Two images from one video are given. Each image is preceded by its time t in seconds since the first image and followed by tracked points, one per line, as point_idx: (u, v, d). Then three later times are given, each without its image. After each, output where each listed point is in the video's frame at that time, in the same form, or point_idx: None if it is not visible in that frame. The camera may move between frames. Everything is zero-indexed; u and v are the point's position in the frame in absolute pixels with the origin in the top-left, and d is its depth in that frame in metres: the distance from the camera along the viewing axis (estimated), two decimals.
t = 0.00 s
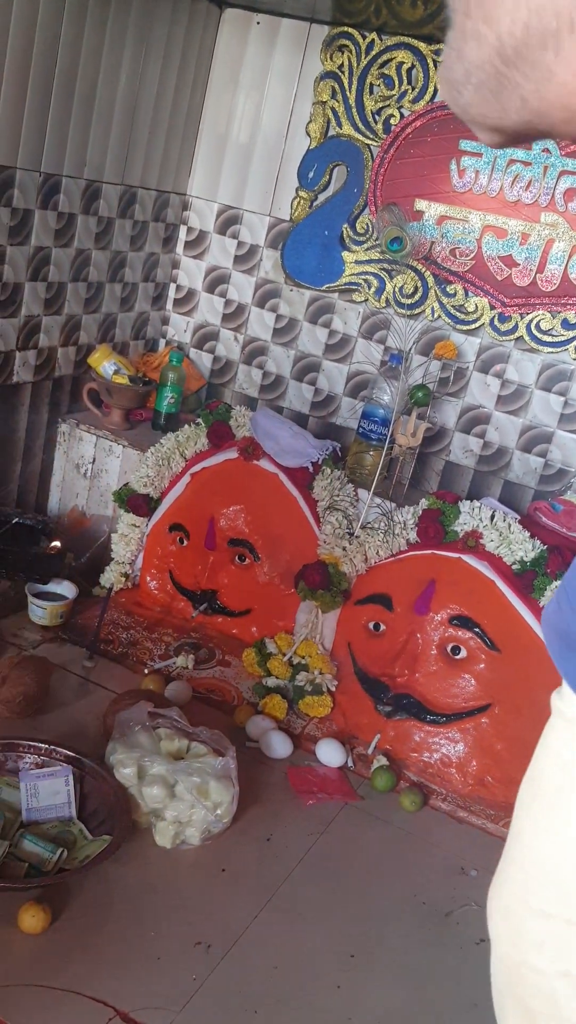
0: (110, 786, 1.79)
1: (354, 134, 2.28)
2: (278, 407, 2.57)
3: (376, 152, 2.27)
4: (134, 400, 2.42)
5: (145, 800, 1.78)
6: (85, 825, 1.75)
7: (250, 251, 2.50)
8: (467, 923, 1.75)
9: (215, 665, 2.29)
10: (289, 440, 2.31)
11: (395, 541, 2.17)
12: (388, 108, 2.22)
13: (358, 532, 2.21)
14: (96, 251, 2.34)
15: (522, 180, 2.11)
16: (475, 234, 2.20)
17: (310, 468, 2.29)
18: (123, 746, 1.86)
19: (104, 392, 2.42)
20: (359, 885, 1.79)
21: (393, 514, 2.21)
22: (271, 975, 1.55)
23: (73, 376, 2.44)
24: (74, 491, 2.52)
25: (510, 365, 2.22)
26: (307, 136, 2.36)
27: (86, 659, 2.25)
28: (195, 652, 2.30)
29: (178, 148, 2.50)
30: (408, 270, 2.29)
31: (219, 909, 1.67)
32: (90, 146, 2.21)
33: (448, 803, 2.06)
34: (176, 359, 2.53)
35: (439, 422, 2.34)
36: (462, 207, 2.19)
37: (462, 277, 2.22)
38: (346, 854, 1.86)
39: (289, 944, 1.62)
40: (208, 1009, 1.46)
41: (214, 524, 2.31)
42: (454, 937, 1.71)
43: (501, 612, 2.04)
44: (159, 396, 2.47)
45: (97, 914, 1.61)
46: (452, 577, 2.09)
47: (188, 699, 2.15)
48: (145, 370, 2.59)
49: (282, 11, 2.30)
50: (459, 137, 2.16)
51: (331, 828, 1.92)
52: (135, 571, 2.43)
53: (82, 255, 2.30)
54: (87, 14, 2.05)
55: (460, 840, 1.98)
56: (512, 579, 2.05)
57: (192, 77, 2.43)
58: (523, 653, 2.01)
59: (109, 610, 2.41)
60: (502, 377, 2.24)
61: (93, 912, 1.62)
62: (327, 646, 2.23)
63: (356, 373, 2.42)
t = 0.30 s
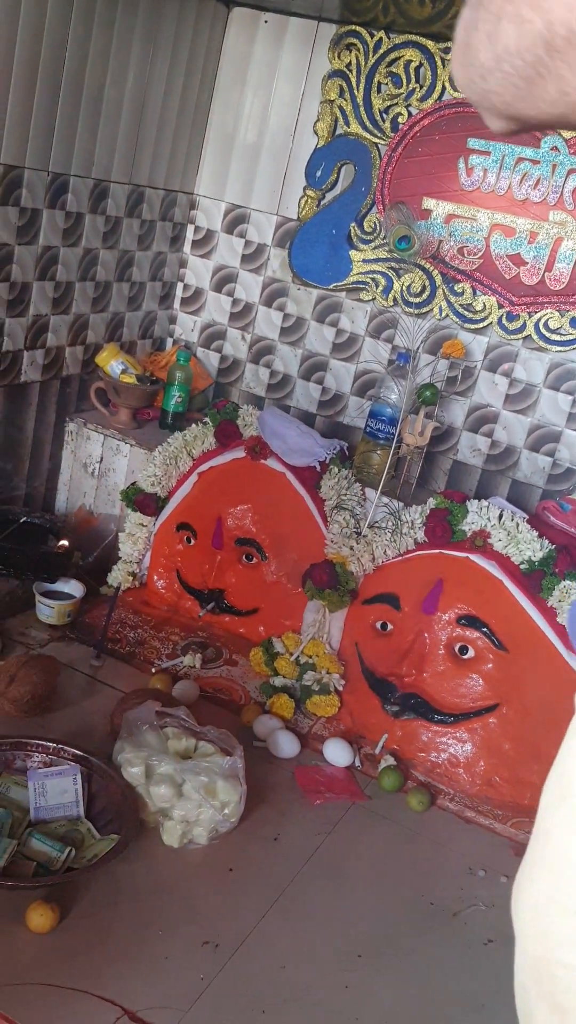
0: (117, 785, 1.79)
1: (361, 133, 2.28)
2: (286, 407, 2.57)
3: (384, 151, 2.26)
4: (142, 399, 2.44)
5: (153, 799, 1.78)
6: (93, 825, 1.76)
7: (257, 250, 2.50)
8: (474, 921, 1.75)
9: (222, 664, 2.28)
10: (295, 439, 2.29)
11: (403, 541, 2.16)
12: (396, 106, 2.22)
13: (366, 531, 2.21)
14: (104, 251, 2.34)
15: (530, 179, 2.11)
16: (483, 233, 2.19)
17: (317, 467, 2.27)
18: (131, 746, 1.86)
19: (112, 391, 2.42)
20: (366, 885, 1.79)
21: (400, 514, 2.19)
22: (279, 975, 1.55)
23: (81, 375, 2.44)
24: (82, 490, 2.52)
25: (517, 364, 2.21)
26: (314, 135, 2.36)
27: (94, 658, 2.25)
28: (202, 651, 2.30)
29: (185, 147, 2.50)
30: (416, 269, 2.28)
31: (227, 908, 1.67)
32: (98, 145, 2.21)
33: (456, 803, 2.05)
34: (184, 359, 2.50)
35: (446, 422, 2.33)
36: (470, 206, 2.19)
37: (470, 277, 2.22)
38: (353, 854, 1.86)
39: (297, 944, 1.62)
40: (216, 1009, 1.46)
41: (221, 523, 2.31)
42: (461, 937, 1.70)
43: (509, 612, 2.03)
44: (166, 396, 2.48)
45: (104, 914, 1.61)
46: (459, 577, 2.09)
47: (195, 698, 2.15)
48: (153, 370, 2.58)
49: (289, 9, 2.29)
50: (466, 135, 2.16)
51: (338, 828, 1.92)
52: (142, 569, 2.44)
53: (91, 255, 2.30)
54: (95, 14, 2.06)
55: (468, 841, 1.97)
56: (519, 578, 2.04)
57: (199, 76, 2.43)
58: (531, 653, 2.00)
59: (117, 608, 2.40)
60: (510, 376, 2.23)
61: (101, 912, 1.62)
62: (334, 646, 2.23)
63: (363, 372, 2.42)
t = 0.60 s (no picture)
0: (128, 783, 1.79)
1: (371, 133, 2.28)
2: (295, 406, 2.57)
3: (394, 151, 2.26)
4: (152, 399, 2.44)
5: (164, 798, 1.78)
6: (104, 824, 1.75)
7: (267, 250, 2.50)
8: (484, 921, 1.75)
9: (232, 663, 2.28)
10: (305, 438, 2.31)
11: (412, 541, 2.16)
12: (406, 107, 2.22)
13: (375, 531, 2.21)
14: (114, 250, 2.34)
15: (541, 179, 2.11)
16: (493, 233, 2.19)
17: (327, 466, 2.28)
18: (142, 745, 1.86)
19: (122, 391, 2.43)
20: (376, 884, 1.79)
21: (410, 514, 2.19)
22: (289, 975, 1.55)
23: (91, 375, 2.45)
24: (92, 489, 2.53)
25: (527, 364, 2.21)
26: (324, 135, 2.36)
27: (104, 658, 2.24)
28: (212, 650, 2.31)
29: (196, 147, 2.50)
30: (426, 269, 2.28)
31: (237, 907, 1.67)
32: (109, 146, 2.21)
33: (466, 803, 2.04)
34: (194, 359, 2.51)
35: (456, 421, 2.33)
36: (480, 206, 2.19)
37: (479, 276, 2.22)
38: (363, 853, 1.86)
39: (308, 944, 1.62)
40: (226, 1009, 1.46)
41: (231, 523, 2.31)
42: (471, 938, 1.70)
43: (519, 612, 2.03)
44: (176, 396, 2.47)
45: (115, 912, 1.61)
46: (470, 577, 2.09)
47: (205, 697, 2.15)
48: (162, 370, 2.59)
49: (299, 10, 2.30)
50: (477, 135, 2.16)
51: (348, 827, 1.92)
52: (152, 566, 2.45)
53: (101, 255, 2.30)
54: (106, 14, 2.06)
55: (477, 840, 1.97)
56: (529, 578, 2.05)
57: (209, 76, 2.43)
58: (541, 652, 2.00)
59: (126, 608, 2.40)
60: (520, 375, 2.23)
61: (111, 910, 1.62)
62: (344, 644, 2.22)
63: (372, 372, 2.42)
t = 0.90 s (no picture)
0: (139, 783, 1.80)
1: (382, 133, 2.28)
2: (304, 407, 2.57)
3: (405, 151, 2.26)
4: (161, 399, 2.44)
5: (175, 797, 1.79)
6: (116, 824, 1.75)
7: (277, 250, 2.50)
8: (495, 921, 1.75)
9: (241, 664, 2.28)
10: (316, 439, 2.32)
11: (422, 542, 2.18)
12: (417, 106, 2.22)
13: (385, 531, 2.22)
14: (125, 250, 2.35)
15: (552, 179, 2.11)
16: (504, 233, 2.19)
17: (336, 466, 2.30)
18: (153, 744, 1.86)
19: (132, 391, 2.43)
20: (387, 884, 1.79)
21: (420, 514, 2.20)
22: (300, 974, 1.55)
23: (102, 375, 2.46)
24: (102, 488, 2.54)
25: (538, 365, 2.21)
26: (335, 135, 2.36)
27: (115, 657, 2.25)
28: (222, 650, 2.31)
29: (207, 147, 2.50)
30: (437, 269, 2.28)
31: (248, 907, 1.68)
32: (120, 146, 2.22)
33: (476, 804, 2.04)
34: (203, 359, 2.53)
35: (466, 422, 2.33)
36: (491, 206, 2.19)
37: (490, 277, 2.22)
38: (373, 853, 1.86)
39: (318, 943, 1.62)
40: (237, 1008, 1.46)
41: (241, 523, 2.30)
42: (483, 939, 1.70)
43: (529, 614, 2.03)
44: (186, 396, 2.47)
45: (126, 911, 1.62)
46: (481, 577, 2.09)
47: (215, 697, 2.15)
48: (173, 370, 2.60)
49: (311, 10, 2.30)
50: (487, 135, 2.16)
51: (359, 827, 1.92)
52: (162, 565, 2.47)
53: (112, 255, 2.31)
54: (118, 15, 2.06)
55: (488, 840, 1.97)
56: (540, 579, 2.05)
57: (220, 77, 2.43)
58: (552, 654, 2.00)
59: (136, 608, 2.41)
60: (530, 376, 2.23)
61: (122, 909, 1.62)
62: (353, 646, 2.23)
63: (382, 372, 2.42)
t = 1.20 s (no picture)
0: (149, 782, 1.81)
1: (390, 135, 2.29)
2: (312, 407, 2.58)
3: (413, 153, 2.27)
4: (171, 400, 2.44)
5: (184, 797, 1.79)
6: (125, 823, 1.75)
7: (285, 251, 2.51)
8: (504, 921, 1.75)
9: (250, 664, 2.29)
10: (325, 440, 2.30)
11: (430, 544, 2.17)
12: (425, 108, 2.23)
13: (393, 533, 2.22)
14: (134, 252, 2.35)
15: (560, 180, 2.11)
16: (512, 235, 2.19)
17: (345, 468, 2.28)
18: (163, 744, 1.87)
19: (141, 392, 2.44)
20: (396, 884, 1.79)
21: (428, 517, 2.21)
22: (310, 974, 1.55)
23: (111, 376, 2.46)
24: (111, 489, 2.54)
25: (545, 366, 2.21)
26: (343, 137, 2.37)
27: (124, 657, 2.26)
28: (230, 651, 2.32)
29: (215, 148, 2.51)
30: (445, 270, 2.28)
31: (257, 906, 1.68)
32: (129, 148, 2.22)
33: (485, 804, 2.05)
34: (212, 359, 2.54)
35: (474, 423, 2.34)
36: (499, 208, 2.20)
37: (498, 278, 2.22)
38: (383, 853, 1.87)
39: (328, 943, 1.63)
40: (247, 1008, 1.47)
41: (249, 523, 2.32)
42: (492, 940, 1.70)
43: (538, 615, 2.03)
44: (195, 396, 2.49)
45: (136, 911, 1.62)
46: (489, 579, 2.09)
47: (224, 697, 2.16)
48: (181, 370, 2.60)
49: (319, 12, 2.31)
50: (496, 137, 2.16)
51: (368, 827, 1.93)
52: (170, 567, 2.47)
53: (121, 256, 2.32)
54: (127, 18, 2.07)
55: (496, 840, 1.97)
56: (549, 583, 2.04)
57: (229, 78, 2.44)
58: (560, 656, 2.00)
59: (146, 608, 2.42)
60: (538, 377, 2.23)
61: (132, 909, 1.63)
62: (362, 647, 2.25)
63: (390, 373, 2.42)
